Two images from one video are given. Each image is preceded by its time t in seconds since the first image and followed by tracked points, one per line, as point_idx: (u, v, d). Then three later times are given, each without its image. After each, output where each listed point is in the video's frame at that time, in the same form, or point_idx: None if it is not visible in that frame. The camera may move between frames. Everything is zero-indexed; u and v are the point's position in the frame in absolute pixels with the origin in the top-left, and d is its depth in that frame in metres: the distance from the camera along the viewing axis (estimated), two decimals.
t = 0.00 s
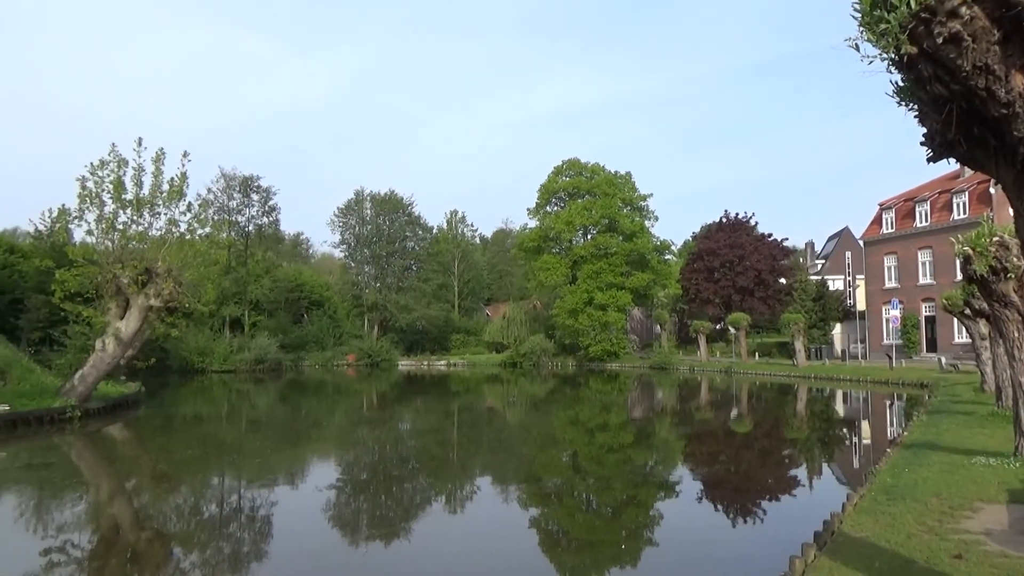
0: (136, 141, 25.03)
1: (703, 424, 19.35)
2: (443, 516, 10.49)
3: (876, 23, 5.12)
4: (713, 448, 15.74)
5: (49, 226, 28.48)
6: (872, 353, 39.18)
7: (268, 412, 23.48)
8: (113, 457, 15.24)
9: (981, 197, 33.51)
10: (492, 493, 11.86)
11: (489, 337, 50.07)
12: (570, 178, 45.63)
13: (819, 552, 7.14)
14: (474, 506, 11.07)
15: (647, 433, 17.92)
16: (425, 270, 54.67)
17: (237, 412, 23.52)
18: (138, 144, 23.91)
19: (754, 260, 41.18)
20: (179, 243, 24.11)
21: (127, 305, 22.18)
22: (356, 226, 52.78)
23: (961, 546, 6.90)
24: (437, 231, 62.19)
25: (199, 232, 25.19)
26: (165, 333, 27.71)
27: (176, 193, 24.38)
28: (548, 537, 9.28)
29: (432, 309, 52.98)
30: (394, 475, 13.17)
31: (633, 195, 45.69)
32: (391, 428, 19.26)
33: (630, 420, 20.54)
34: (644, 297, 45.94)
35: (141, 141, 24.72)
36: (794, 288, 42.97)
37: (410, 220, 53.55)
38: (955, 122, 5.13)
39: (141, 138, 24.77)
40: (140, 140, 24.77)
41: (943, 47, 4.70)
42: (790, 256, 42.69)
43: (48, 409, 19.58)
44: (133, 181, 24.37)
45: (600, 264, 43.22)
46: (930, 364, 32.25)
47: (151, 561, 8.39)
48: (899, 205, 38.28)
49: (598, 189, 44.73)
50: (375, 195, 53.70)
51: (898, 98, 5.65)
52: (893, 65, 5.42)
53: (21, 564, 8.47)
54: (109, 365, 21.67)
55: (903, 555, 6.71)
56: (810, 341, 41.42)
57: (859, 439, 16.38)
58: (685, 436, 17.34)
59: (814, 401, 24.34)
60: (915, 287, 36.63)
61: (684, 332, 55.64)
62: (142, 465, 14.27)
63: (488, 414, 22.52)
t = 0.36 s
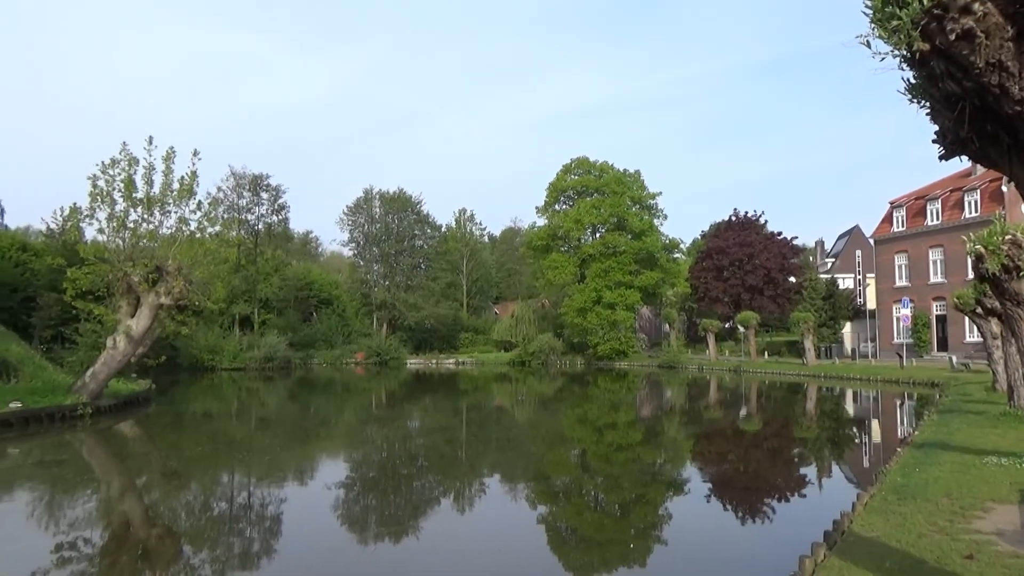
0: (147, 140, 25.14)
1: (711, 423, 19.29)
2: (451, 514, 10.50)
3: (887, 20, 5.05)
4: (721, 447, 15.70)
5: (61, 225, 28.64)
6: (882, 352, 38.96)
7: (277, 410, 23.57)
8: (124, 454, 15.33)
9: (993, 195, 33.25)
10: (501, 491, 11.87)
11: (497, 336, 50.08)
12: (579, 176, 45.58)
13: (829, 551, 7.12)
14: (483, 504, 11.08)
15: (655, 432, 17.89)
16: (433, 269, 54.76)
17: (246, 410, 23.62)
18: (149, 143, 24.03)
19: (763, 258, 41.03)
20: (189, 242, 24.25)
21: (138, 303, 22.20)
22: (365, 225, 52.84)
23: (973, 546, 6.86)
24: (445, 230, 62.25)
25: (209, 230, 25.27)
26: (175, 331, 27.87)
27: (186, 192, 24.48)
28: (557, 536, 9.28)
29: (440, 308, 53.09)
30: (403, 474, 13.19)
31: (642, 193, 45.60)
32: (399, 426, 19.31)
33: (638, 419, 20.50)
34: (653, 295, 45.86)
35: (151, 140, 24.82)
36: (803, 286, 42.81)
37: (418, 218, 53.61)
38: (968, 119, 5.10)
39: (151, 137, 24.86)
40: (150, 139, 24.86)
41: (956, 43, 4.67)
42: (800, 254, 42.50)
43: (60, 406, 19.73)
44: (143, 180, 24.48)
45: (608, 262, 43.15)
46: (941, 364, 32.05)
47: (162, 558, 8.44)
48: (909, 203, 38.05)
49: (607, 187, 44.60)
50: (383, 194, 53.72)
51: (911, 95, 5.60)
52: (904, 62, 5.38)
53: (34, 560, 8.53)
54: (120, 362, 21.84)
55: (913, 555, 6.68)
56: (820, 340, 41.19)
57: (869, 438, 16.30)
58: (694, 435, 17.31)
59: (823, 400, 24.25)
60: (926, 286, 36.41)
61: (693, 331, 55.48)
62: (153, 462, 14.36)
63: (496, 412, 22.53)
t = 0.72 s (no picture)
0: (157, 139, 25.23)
1: (719, 422, 19.25)
2: (459, 513, 10.51)
3: (897, 16, 5.02)
4: (729, 446, 15.67)
5: (72, 224, 28.82)
6: (891, 351, 38.78)
7: (286, 408, 23.66)
8: (134, 452, 15.41)
9: (1004, 192, 32.99)
10: (509, 490, 11.87)
11: (505, 335, 50.09)
12: (587, 175, 45.53)
13: (839, 551, 7.09)
14: (490, 502, 11.09)
15: (663, 431, 17.85)
16: (441, 268, 54.79)
17: (255, 408, 23.73)
18: (158, 142, 24.12)
19: (771, 257, 40.88)
20: (198, 241, 24.36)
21: (147, 302, 22.40)
22: (373, 223, 52.86)
23: (984, 546, 6.82)
24: (453, 229, 62.32)
25: (218, 230, 25.35)
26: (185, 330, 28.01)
27: (195, 191, 24.56)
28: (564, 535, 9.28)
29: (448, 307, 53.18)
30: (411, 472, 13.20)
31: (650, 191, 45.54)
32: (408, 425, 19.34)
33: (646, 418, 20.49)
34: (661, 294, 45.80)
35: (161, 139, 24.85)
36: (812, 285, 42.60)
37: (426, 217, 53.61)
38: (978, 116, 5.06)
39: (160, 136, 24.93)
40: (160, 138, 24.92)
41: (967, 40, 4.65)
42: (809, 253, 42.32)
43: (71, 404, 19.85)
44: (153, 179, 24.54)
45: (616, 261, 43.08)
46: (951, 363, 31.90)
47: (171, 555, 8.49)
48: (919, 202, 37.81)
49: (614, 185, 44.53)
50: (391, 192, 53.72)
51: (922, 92, 5.57)
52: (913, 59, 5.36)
53: (44, 557, 8.59)
54: (130, 361, 21.99)
55: (923, 555, 6.64)
56: (829, 339, 41.01)
57: (879, 437, 16.23)
58: (702, 434, 17.28)
59: (832, 399, 24.16)
60: (936, 284, 36.21)
61: (701, 329, 55.38)
62: (162, 460, 14.43)
63: (504, 411, 22.53)
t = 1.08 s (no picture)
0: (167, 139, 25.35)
1: (729, 421, 19.22)
2: (468, 512, 10.53)
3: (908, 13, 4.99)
4: (738, 445, 15.62)
5: (83, 224, 28.99)
6: (902, 350, 38.59)
7: (295, 407, 23.76)
8: (144, 450, 15.51)
9: (1016, 190, 32.73)
10: (517, 489, 11.88)
11: (513, 334, 50.10)
12: (595, 173, 45.49)
13: (849, 551, 7.07)
14: (499, 501, 11.10)
15: (672, 430, 17.82)
16: (450, 267, 54.80)
17: (264, 407, 23.84)
18: (168, 142, 24.22)
19: (781, 256, 40.74)
20: (208, 240, 24.46)
21: (158, 301, 22.54)
22: (382, 223, 52.89)
23: (996, 546, 6.79)
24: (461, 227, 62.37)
25: (228, 229, 25.43)
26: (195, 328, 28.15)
27: (205, 190, 24.66)
28: (573, 534, 9.28)
29: (457, 306, 53.27)
30: (419, 471, 13.22)
31: (659, 190, 45.46)
32: (416, 423, 19.39)
33: (655, 417, 20.49)
34: (669, 293, 45.73)
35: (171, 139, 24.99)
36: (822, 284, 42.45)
37: (434, 216, 53.62)
38: (991, 113, 5.01)
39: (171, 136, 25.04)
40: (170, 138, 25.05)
41: (979, 37, 4.61)
42: (819, 252, 42.15)
43: (82, 403, 20.01)
44: (164, 179, 24.68)
45: (625, 260, 43.00)
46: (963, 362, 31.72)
47: (182, 553, 8.54)
48: (930, 200, 37.57)
49: (623, 184, 44.43)
50: (400, 191, 53.75)
51: (933, 91, 5.52)
52: (925, 56, 5.31)
53: (56, 555, 8.65)
54: (141, 360, 22.14)
55: (934, 555, 6.62)
56: (839, 338, 40.81)
57: (889, 437, 16.13)
58: (711, 433, 17.25)
59: (842, 398, 24.07)
60: (947, 283, 36.00)
61: (710, 328, 55.24)
62: (172, 458, 14.51)
63: (513, 410, 22.56)
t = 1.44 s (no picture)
0: (177, 140, 25.49)
1: (738, 421, 19.18)
2: (477, 510, 10.55)
3: (920, 9, 4.94)
4: (748, 444, 15.57)
5: (94, 224, 29.16)
6: (913, 349, 38.37)
7: (305, 406, 23.86)
8: (155, 449, 15.60)
9: None
10: (526, 488, 11.88)
11: (522, 333, 50.10)
12: (604, 172, 45.45)
13: (861, 551, 7.04)
14: (508, 500, 11.11)
15: (681, 430, 17.79)
16: (458, 266, 54.82)
17: (274, 406, 23.95)
18: (178, 142, 24.36)
19: (791, 254, 40.59)
20: (218, 240, 24.58)
21: (168, 300, 22.54)
22: (391, 222, 52.95)
23: (1009, 547, 6.74)
24: (470, 227, 62.44)
25: (238, 229, 25.54)
26: (206, 327, 28.28)
27: (215, 190, 24.78)
28: (582, 533, 9.27)
29: (465, 305, 53.39)
30: (429, 470, 13.25)
31: (668, 189, 45.39)
32: (425, 422, 19.44)
33: (665, 416, 20.46)
34: (678, 292, 45.67)
35: (181, 139, 25.15)
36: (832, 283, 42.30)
37: (443, 216, 53.65)
38: (1005, 110, 4.97)
39: (181, 136, 25.21)
40: (180, 138, 25.21)
41: (992, 33, 4.59)
42: (829, 250, 41.99)
43: (94, 402, 20.16)
44: (174, 179, 24.84)
45: (634, 259, 42.94)
46: (974, 361, 31.53)
47: (193, 551, 8.59)
48: (941, 198, 37.27)
49: (631, 183, 44.37)
50: (408, 191, 53.80)
51: (945, 88, 5.47)
52: (937, 52, 5.26)
53: (68, 552, 8.72)
54: (152, 359, 22.28)
55: (946, 555, 6.58)
56: (849, 337, 40.60)
57: (900, 437, 16.05)
58: (720, 433, 17.18)
59: (853, 397, 23.95)
60: (958, 282, 35.79)
61: (719, 327, 55.08)
62: (183, 457, 14.59)
63: (522, 408, 22.58)
